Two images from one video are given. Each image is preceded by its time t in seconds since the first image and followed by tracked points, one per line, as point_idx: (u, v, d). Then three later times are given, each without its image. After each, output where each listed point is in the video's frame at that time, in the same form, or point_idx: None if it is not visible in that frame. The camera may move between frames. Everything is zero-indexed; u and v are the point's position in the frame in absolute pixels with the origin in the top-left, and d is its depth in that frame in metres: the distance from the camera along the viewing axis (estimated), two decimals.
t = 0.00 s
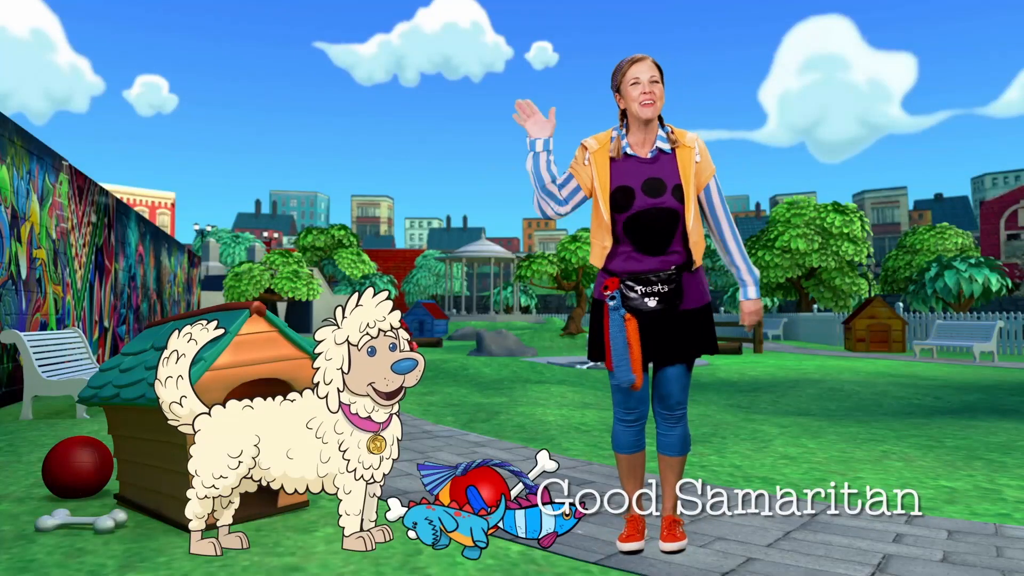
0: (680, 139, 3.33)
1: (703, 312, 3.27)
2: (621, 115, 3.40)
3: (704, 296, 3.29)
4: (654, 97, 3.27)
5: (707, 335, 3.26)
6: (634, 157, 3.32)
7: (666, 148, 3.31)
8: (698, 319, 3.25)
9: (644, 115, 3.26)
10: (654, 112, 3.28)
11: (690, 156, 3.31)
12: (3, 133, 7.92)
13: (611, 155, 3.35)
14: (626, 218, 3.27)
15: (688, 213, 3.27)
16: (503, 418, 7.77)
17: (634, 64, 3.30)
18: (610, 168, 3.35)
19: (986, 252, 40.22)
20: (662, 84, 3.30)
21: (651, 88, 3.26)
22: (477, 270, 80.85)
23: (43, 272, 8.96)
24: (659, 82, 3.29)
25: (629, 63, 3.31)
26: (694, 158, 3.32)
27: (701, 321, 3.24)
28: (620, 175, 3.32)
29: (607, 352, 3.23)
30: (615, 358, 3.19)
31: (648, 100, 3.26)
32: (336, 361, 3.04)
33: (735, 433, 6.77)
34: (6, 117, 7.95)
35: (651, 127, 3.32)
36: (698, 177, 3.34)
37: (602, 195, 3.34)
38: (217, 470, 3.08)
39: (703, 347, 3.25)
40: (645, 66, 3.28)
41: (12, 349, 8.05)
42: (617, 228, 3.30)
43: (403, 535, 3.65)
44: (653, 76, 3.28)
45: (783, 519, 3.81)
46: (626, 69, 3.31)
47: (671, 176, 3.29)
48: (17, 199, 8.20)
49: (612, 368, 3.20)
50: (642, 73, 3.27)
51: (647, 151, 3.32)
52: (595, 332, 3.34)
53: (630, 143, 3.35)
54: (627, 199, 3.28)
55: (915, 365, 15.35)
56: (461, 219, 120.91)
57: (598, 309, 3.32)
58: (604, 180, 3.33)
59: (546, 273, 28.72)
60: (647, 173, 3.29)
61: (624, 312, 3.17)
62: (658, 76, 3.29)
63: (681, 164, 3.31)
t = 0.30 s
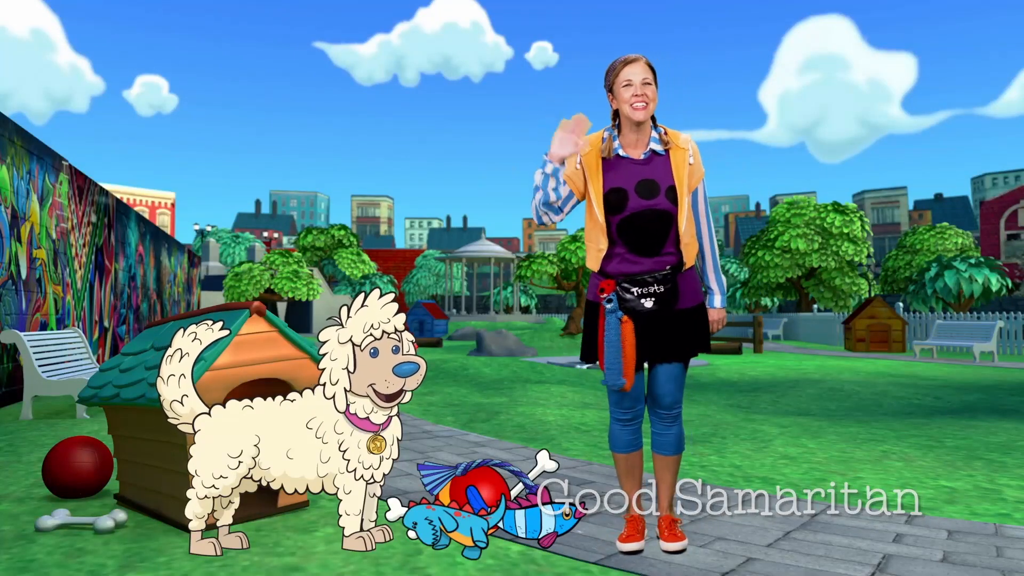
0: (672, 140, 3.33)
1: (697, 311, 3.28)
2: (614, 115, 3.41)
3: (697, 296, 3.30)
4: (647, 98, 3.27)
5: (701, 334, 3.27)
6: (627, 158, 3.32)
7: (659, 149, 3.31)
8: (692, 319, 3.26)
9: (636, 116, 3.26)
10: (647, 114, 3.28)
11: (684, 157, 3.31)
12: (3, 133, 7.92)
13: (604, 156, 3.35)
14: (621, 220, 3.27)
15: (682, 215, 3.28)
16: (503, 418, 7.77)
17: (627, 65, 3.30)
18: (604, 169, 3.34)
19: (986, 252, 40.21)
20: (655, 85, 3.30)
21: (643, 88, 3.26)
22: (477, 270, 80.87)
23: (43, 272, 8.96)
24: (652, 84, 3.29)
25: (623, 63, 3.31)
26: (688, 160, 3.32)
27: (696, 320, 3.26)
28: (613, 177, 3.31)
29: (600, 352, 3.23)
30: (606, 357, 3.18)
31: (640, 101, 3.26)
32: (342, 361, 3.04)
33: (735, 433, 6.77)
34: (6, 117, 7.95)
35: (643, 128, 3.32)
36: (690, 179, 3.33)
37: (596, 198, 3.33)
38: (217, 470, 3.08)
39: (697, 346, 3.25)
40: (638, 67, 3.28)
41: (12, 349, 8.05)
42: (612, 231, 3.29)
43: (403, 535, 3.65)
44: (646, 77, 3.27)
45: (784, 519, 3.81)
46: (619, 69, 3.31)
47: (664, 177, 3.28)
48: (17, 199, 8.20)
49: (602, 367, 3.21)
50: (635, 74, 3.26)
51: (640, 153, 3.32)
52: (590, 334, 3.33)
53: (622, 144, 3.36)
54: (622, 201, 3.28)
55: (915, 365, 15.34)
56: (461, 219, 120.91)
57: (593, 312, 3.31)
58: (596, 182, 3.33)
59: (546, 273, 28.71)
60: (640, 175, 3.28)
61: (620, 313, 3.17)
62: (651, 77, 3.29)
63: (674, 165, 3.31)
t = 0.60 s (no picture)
0: (672, 141, 3.33)
1: (697, 311, 3.27)
2: (615, 116, 3.41)
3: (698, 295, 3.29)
4: (647, 98, 3.27)
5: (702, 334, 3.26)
6: (626, 160, 3.31)
7: (659, 149, 3.31)
8: (692, 319, 3.26)
9: (636, 116, 3.27)
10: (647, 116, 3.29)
11: (685, 158, 3.32)
12: (3, 133, 7.92)
13: (604, 158, 3.34)
14: (620, 221, 3.27)
15: (681, 215, 3.27)
16: (503, 418, 7.77)
17: (628, 64, 3.30)
18: (603, 170, 3.34)
19: (986, 252, 40.20)
20: (655, 84, 3.30)
21: (644, 88, 3.26)
22: (477, 270, 80.90)
23: (43, 272, 8.95)
24: (652, 83, 3.29)
25: (623, 63, 3.30)
26: (688, 160, 3.32)
27: (696, 321, 3.25)
28: (613, 178, 3.31)
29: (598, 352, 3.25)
30: (604, 358, 3.21)
31: (641, 102, 3.26)
32: (344, 361, 3.04)
33: (735, 433, 6.77)
34: (6, 117, 7.95)
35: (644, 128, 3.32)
36: (690, 179, 3.33)
37: (596, 200, 3.33)
38: (217, 470, 3.08)
39: (698, 346, 3.25)
40: (639, 67, 3.27)
41: (12, 349, 8.05)
42: (612, 232, 3.30)
43: (402, 535, 3.65)
44: (646, 77, 3.27)
45: (783, 519, 3.81)
46: (620, 69, 3.30)
47: (664, 178, 3.28)
48: (17, 199, 8.20)
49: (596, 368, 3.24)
50: (636, 74, 3.26)
51: (640, 153, 3.32)
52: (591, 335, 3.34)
53: (622, 145, 3.35)
54: (620, 202, 3.28)
55: (915, 365, 15.34)
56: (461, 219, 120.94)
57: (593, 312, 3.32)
58: (596, 185, 3.34)
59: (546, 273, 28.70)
60: (640, 176, 3.28)
61: (619, 314, 3.19)
62: (651, 77, 3.29)
63: (674, 166, 3.31)
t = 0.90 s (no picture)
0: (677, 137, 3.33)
1: (701, 313, 3.26)
2: (620, 115, 3.41)
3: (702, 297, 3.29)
4: (653, 93, 3.29)
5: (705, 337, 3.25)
6: (633, 156, 3.32)
7: (665, 146, 3.31)
8: (696, 321, 3.25)
9: (643, 112, 3.27)
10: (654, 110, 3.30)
11: (690, 156, 3.32)
12: (3, 133, 7.92)
13: (611, 155, 3.35)
14: (627, 219, 3.27)
15: (687, 212, 3.28)
16: (502, 418, 7.77)
17: (631, 62, 3.33)
18: (610, 167, 3.34)
19: (986, 252, 40.21)
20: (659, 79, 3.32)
21: (650, 82, 3.28)
22: (477, 271, 80.95)
23: (43, 272, 8.96)
24: (657, 78, 3.31)
25: (627, 60, 3.34)
26: (694, 157, 3.33)
27: (700, 323, 3.24)
28: (619, 175, 3.31)
29: (604, 354, 3.23)
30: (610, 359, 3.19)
31: (647, 96, 3.28)
32: (341, 361, 3.05)
33: (735, 433, 6.77)
34: (6, 117, 7.95)
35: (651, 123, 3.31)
36: (696, 177, 3.34)
37: (603, 197, 3.32)
38: (217, 471, 3.08)
39: (700, 348, 3.24)
40: (642, 63, 3.31)
41: (12, 349, 8.05)
42: (618, 230, 3.29)
43: (403, 535, 3.65)
44: (650, 72, 3.30)
45: (784, 518, 3.82)
46: (624, 66, 3.34)
47: (670, 175, 3.28)
48: (17, 199, 8.20)
49: (607, 369, 3.22)
50: (641, 70, 3.29)
51: (646, 149, 3.32)
52: (596, 335, 3.32)
53: (628, 143, 3.35)
54: (627, 200, 3.28)
55: (914, 366, 15.33)
56: (461, 219, 120.96)
57: (598, 311, 3.31)
58: (605, 180, 3.33)
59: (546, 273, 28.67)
60: (647, 172, 3.28)
61: (624, 315, 3.17)
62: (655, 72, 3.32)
63: (680, 163, 3.31)
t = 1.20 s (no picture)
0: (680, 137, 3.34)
1: (705, 315, 3.26)
2: (624, 117, 3.41)
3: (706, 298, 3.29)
4: (660, 94, 3.30)
5: (708, 337, 3.26)
6: (637, 155, 3.31)
7: (670, 146, 3.32)
8: (699, 323, 3.25)
9: (650, 113, 3.28)
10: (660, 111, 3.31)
11: (696, 157, 3.33)
12: (3, 133, 7.92)
13: (614, 154, 3.34)
14: (632, 217, 3.26)
15: (692, 210, 3.27)
16: (503, 418, 7.77)
17: (635, 65, 3.34)
18: (614, 166, 3.33)
19: (986, 252, 40.19)
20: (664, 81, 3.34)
21: (657, 84, 3.29)
22: (477, 271, 81.01)
23: (43, 272, 8.96)
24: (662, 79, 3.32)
25: (631, 63, 3.34)
26: (699, 158, 3.34)
27: (703, 324, 3.24)
28: (624, 174, 3.31)
29: (607, 354, 3.22)
30: (613, 359, 3.17)
31: (655, 97, 3.28)
32: (338, 361, 3.04)
33: (735, 433, 6.76)
34: (6, 117, 7.95)
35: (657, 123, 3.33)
36: (700, 178, 3.34)
37: (608, 196, 3.32)
38: (217, 471, 3.08)
39: (703, 349, 3.24)
40: (647, 65, 3.32)
41: (12, 349, 8.05)
42: (623, 228, 3.29)
43: (403, 535, 3.65)
44: (655, 73, 3.31)
45: (784, 518, 3.82)
46: (628, 69, 3.34)
47: (675, 174, 3.28)
48: (17, 199, 8.20)
49: (611, 370, 3.21)
50: (647, 72, 3.30)
51: (651, 149, 3.32)
52: (600, 335, 3.32)
53: (632, 143, 3.35)
54: (631, 199, 3.28)
55: (915, 366, 15.32)
56: (461, 219, 120.97)
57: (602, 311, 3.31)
58: (609, 180, 3.33)
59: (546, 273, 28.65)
60: (652, 171, 3.28)
61: (628, 315, 3.16)
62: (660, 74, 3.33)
63: (685, 163, 3.32)
